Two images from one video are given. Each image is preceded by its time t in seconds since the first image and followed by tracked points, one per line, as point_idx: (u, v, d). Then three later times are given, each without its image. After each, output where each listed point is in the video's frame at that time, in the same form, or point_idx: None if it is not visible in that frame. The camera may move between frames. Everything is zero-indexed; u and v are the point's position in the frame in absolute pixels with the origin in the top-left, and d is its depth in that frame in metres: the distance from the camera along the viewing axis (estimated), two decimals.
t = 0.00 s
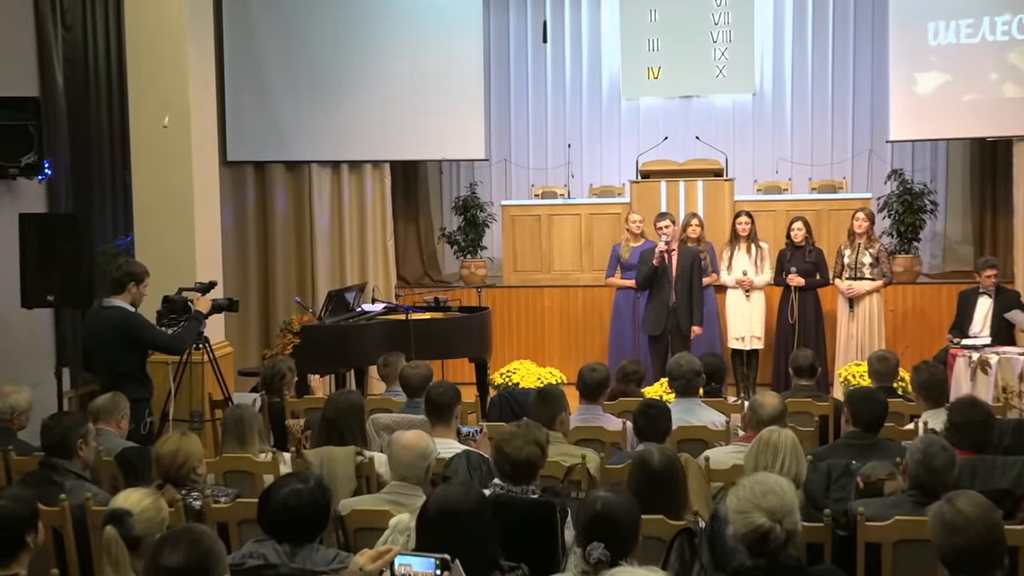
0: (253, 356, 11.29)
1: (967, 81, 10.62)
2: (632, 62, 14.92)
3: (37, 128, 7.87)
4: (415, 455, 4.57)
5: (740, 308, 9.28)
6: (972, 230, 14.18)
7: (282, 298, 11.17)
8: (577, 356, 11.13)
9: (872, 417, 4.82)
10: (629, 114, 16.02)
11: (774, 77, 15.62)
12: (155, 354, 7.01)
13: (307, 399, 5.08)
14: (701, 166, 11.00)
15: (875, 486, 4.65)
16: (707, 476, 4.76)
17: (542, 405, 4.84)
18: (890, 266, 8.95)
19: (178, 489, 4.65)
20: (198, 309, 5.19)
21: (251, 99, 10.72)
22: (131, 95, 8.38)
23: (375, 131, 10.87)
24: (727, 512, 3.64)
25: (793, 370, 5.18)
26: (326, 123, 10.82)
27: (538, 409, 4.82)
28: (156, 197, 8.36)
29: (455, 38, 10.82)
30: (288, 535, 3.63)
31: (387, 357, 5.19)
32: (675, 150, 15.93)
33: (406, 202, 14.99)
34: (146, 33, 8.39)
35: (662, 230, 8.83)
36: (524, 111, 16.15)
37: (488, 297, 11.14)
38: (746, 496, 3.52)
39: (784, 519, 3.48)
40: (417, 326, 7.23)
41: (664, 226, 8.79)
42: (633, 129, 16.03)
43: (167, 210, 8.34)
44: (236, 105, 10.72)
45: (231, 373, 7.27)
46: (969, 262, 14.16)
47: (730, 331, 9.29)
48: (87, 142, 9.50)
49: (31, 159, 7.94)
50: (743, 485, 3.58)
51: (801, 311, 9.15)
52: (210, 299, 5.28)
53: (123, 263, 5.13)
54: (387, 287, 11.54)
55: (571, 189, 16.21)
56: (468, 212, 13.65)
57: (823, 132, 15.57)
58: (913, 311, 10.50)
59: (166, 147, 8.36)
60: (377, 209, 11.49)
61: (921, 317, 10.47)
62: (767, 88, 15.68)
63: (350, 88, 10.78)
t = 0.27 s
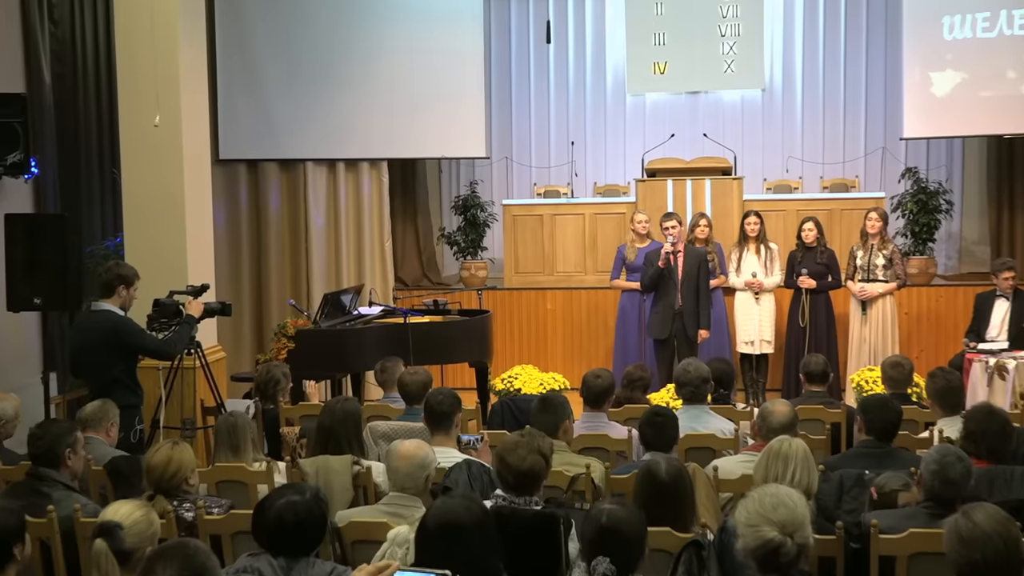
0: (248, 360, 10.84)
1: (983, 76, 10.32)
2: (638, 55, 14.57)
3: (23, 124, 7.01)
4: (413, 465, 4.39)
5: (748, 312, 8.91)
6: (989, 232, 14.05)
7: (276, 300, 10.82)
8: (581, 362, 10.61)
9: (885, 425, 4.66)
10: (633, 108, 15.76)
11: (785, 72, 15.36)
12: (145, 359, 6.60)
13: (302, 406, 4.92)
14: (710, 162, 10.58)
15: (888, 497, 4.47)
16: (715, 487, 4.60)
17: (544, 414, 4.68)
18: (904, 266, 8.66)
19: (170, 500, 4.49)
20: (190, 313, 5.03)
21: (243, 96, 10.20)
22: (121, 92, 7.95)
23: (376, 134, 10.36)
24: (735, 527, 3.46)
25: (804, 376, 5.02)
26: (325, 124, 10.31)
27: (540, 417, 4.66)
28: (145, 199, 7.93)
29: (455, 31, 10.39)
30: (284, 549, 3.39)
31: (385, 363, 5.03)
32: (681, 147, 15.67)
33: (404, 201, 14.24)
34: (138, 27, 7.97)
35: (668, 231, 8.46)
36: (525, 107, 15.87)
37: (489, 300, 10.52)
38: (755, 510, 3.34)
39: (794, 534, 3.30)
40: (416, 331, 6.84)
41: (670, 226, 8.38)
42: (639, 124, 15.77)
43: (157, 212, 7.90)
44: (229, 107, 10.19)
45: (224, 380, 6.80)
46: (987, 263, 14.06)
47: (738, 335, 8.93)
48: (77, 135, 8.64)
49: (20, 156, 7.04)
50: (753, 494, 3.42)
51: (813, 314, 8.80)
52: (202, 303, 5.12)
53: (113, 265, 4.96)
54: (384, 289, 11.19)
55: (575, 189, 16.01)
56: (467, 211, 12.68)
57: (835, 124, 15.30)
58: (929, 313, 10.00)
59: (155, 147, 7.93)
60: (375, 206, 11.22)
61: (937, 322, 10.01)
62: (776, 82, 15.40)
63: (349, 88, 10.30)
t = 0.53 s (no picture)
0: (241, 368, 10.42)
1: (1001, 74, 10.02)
2: (645, 47, 14.35)
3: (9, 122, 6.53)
4: (411, 476, 4.22)
5: (757, 315, 8.56)
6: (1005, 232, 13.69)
7: (269, 302, 10.35)
8: (583, 366, 10.26)
9: (896, 433, 4.51)
10: (638, 105, 15.25)
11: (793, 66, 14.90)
12: (134, 365, 6.30)
13: (296, 414, 4.78)
14: (718, 161, 10.38)
15: (903, 510, 4.29)
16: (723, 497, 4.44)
17: (546, 422, 4.53)
18: (917, 267, 8.38)
19: (161, 513, 4.34)
20: (181, 318, 4.87)
21: (238, 96, 9.75)
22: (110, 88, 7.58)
23: (371, 129, 9.91)
24: (743, 538, 3.29)
25: (814, 382, 4.87)
26: (317, 122, 9.86)
27: (543, 426, 4.51)
28: (133, 199, 7.54)
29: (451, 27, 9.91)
30: (279, 564, 3.17)
31: (382, 369, 4.87)
32: (688, 146, 15.15)
33: (401, 201, 14.20)
34: (134, 23, 7.57)
35: (674, 231, 7.99)
36: (527, 100, 15.31)
37: (489, 302, 10.15)
38: (765, 523, 3.17)
39: (805, 548, 3.13)
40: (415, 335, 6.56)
41: (677, 225, 7.99)
42: (644, 122, 15.29)
43: (144, 211, 7.53)
44: (222, 107, 9.77)
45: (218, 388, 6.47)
46: (1003, 264, 13.70)
47: (746, 339, 8.58)
48: (65, 131, 8.41)
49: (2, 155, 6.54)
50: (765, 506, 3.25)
51: (823, 317, 8.53)
52: (194, 306, 4.97)
53: (101, 268, 4.80)
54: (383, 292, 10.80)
55: (578, 187, 15.41)
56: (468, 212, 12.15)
57: (846, 121, 14.83)
58: (942, 317, 9.71)
59: (144, 147, 7.55)
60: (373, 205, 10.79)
61: (951, 325, 9.69)
62: (785, 77, 14.94)
63: (343, 84, 9.83)
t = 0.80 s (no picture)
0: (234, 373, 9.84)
1: None
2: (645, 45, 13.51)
3: None
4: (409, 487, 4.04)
5: (763, 319, 8.14)
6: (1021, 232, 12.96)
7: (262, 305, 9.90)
8: (585, 373, 9.67)
9: (909, 443, 4.37)
10: (642, 104, 14.39)
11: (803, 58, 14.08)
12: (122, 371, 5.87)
13: (290, 421, 4.64)
14: (722, 160, 9.52)
15: (913, 523, 4.08)
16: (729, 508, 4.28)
17: (546, 431, 4.38)
18: (928, 269, 7.96)
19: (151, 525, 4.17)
20: (171, 322, 4.72)
21: (228, 90, 9.43)
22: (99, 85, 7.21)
23: (368, 128, 9.58)
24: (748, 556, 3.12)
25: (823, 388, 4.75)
26: (321, 115, 9.52)
27: (543, 435, 4.36)
28: (124, 199, 7.14)
29: (450, 18, 9.56)
30: None
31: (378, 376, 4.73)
32: (693, 144, 14.30)
33: (398, 202, 13.60)
34: (119, 20, 7.19)
35: (678, 233, 7.62)
36: (526, 93, 14.48)
37: (488, 306, 9.56)
38: (770, 536, 3.01)
39: (815, 562, 2.97)
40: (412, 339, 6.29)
41: (681, 226, 7.53)
42: (647, 121, 14.39)
43: (134, 211, 7.13)
44: (211, 100, 9.42)
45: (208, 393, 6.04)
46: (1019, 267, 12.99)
47: (752, 343, 8.14)
48: (50, 128, 7.67)
49: None
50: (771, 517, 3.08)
51: (832, 321, 8.10)
52: (184, 311, 4.82)
53: (89, 272, 4.64)
54: (378, 297, 10.06)
55: (580, 188, 14.60)
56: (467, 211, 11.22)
57: (857, 126, 14.02)
58: (956, 322, 9.19)
59: (135, 148, 7.15)
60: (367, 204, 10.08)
61: (965, 330, 9.18)
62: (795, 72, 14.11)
63: (342, 84, 9.51)
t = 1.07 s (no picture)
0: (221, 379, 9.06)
1: None
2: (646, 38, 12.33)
3: None
4: (400, 500, 3.84)
5: (767, 323, 7.45)
6: None
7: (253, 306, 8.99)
8: (584, 377, 8.98)
9: (919, 452, 4.22)
10: (643, 101, 13.28)
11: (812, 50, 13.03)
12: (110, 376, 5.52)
13: (280, 429, 4.49)
14: (724, 160, 8.74)
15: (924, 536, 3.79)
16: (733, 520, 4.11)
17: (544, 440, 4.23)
18: (940, 269, 7.37)
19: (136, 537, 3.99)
20: (157, 328, 4.55)
21: (220, 97, 8.63)
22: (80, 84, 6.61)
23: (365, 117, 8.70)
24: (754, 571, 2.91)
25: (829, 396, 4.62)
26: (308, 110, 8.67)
27: (541, 444, 4.22)
28: (111, 194, 6.56)
29: (442, 9, 8.62)
30: None
31: (371, 383, 4.57)
32: (696, 142, 13.21)
33: (392, 203, 12.27)
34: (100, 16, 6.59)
35: (680, 234, 7.10)
36: (524, 84, 13.30)
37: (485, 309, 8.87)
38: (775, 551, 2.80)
39: None
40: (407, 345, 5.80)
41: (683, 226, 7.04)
42: (649, 118, 13.30)
43: (123, 205, 6.55)
44: (202, 106, 8.62)
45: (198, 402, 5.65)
46: None
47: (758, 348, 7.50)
48: (32, 124, 6.89)
49: None
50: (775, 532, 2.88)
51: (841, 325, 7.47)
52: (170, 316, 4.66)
53: (73, 275, 4.47)
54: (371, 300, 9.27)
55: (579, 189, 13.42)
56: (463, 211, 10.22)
57: (866, 116, 12.96)
58: (969, 326, 8.51)
59: (122, 151, 6.57)
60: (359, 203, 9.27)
61: (976, 335, 8.50)
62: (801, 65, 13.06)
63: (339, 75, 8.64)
